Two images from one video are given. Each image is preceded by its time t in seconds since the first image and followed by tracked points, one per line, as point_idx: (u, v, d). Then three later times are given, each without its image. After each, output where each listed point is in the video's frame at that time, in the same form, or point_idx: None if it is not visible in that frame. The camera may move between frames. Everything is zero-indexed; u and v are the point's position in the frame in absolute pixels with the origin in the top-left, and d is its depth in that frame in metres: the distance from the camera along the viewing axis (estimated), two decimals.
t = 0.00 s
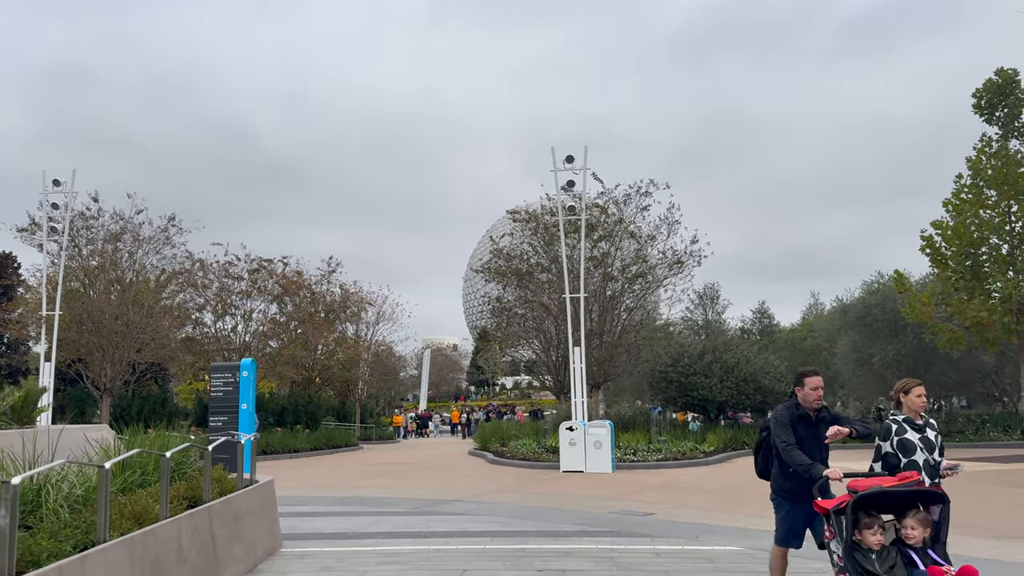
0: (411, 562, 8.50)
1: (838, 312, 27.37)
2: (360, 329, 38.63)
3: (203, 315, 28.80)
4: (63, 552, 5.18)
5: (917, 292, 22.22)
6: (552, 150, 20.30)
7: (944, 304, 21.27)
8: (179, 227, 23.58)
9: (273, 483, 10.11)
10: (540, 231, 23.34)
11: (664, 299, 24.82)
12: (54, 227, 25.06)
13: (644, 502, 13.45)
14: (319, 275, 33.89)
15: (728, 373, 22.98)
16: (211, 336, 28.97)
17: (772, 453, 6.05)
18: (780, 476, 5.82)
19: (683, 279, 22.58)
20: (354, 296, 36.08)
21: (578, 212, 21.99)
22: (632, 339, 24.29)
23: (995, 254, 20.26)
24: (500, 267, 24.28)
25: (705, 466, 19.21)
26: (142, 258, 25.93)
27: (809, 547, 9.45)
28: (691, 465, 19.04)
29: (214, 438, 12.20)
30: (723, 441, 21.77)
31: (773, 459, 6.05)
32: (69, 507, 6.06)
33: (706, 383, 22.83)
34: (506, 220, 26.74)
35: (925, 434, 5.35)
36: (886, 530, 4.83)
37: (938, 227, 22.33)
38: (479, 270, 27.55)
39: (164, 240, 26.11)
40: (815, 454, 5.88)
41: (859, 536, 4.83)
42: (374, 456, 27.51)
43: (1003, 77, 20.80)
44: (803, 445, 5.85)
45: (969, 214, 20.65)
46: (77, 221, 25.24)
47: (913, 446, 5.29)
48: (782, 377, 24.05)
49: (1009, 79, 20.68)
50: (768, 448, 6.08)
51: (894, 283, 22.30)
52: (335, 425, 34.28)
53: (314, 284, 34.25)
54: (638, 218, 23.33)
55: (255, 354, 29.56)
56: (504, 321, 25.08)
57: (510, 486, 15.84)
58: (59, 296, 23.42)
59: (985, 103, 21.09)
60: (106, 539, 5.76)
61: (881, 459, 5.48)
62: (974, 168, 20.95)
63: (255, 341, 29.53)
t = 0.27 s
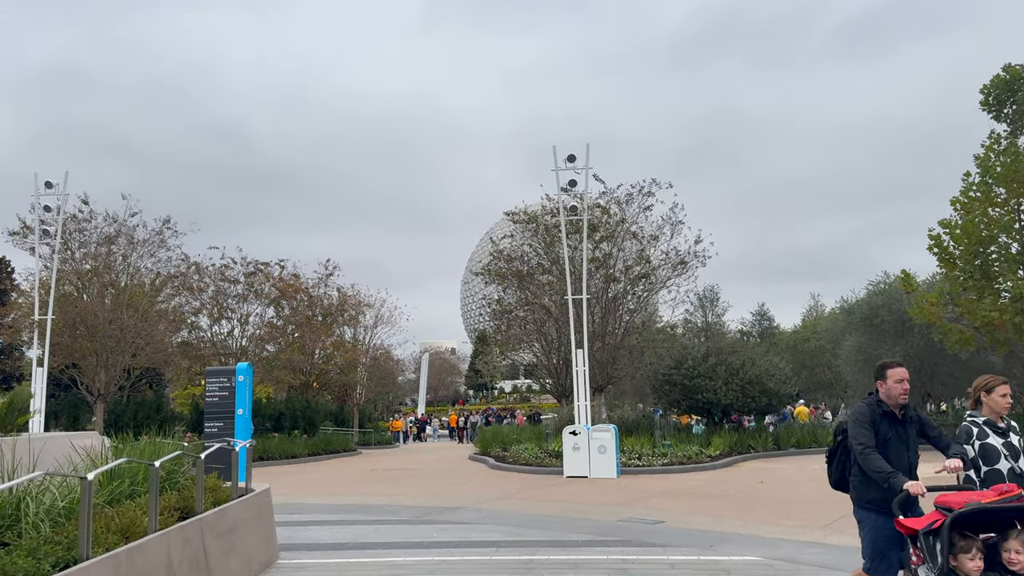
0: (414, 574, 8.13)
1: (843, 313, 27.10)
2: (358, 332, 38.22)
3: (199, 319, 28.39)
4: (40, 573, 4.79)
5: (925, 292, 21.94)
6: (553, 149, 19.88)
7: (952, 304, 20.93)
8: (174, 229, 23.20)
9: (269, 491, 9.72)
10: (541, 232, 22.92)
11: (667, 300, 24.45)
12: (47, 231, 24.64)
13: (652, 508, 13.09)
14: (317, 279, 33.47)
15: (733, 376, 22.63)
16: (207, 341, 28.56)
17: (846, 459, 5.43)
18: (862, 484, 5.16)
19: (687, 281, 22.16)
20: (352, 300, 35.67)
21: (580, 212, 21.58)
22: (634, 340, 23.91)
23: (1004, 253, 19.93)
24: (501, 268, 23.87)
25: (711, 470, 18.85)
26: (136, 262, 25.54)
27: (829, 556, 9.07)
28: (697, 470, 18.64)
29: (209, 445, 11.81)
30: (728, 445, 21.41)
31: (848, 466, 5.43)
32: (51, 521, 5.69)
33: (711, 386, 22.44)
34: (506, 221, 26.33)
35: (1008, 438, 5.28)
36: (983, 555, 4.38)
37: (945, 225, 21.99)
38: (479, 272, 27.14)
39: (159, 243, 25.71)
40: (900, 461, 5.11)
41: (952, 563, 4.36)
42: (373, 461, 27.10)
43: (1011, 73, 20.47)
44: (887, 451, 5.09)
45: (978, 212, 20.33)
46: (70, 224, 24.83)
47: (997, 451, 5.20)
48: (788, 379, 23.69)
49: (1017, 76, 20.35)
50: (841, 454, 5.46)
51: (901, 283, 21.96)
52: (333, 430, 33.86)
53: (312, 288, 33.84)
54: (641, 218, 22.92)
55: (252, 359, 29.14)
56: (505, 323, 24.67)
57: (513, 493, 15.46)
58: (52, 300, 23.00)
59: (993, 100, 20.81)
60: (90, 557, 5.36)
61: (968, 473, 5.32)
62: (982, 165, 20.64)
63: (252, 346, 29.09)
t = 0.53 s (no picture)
0: None
1: (843, 313, 26.81)
2: (351, 334, 37.76)
3: (189, 321, 27.90)
4: None
5: (928, 291, 21.65)
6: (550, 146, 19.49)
7: (955, 303, 20.64)
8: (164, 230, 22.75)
9: (262, 498, 9.33)
10: (538, 231, 22.50)
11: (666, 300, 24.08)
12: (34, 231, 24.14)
13: (656, 512, 12.72)
14: (310, 280, 33.03)
15: (733, 376, 22.28)
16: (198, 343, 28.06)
17: (933, 469, 4.67)
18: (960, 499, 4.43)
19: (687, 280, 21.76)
20: (345, 301, 35.22)
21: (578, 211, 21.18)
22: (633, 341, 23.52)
23: (1007, 250, 19.65)
24: (497, 268, 23.45)
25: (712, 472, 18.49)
26: (125, 263, 25.04)
27: (846, 562, 8.73)
28: (698, 472, 18.30)
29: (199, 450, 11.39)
30: (729, 446, 21.05)
31: (935, 477, 4.67)
32: (26, 534, 5.30)
33: (710, 387, 22.14)
34: (502, 220, 25.91)
35: None
36: None
37: (947, 223, 21.70)
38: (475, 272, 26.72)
39: (148, 244, 25.24)
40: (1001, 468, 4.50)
41: None
42: (367, 465, 26.66)
43: (1012, 69, 20.21)
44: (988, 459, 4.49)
45: (980, 210, 20.06)
46: (57, 224, 24.33)
47: None
48: (788, 379, 23.35)
49: (1019, 71, 20.09)
50: (926, 463, 4.68)
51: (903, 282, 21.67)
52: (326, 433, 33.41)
53: (304, 290, 33.38)
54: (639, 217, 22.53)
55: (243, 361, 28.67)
56: (501, 324, 24.25)
57: (512, 497, 15.07)
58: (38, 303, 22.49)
59: (995, 96, 20.52)
60: (68, 573, 4.95)
61: None
62: (984, 162, 20.37)
63: (244, 348, 28.60)
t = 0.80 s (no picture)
0: None
1: (835, 313, 26.57)
2: (338, 336, 37.25)
3: (172, 322, 27.31)
4: None
5: (923, 291, 21.45)
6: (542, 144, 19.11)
7: (952, 303, 20.39)
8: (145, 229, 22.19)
9: (246, 507, 8.89)
10: (530, 230, 22.10)
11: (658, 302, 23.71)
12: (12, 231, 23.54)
13: (655, 518, 12.37)
14: (296, 281, 32.49)
15: (727, 378, 21.97)
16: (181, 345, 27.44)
17: None
18: None
19: (681, 280, 21.39)
20: (333, 303, 34.69)
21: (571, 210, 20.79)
22: (625, 342, 23.15)
23: (1004, 250, 19.44)
24: (487, 268, 23.06)
25: (708, 476, 18.16)
26: (107, 263, 24.44)
27: (857, 572, 8.40)
28: (694, 476, 17.97)
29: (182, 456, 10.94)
30: (724, 449, 20.72)
31: None
32: None
33: (704, 389, 21.83)
34: (494, 220, 25.56)
35: None
36: None
37: (942, 223, 21.50)
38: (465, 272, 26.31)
39: (130, 243, 24.67)
40: None
41: None
42: (355, 469, 26.19)
43: (1008, 68, 19.98)
44: None
45: (977, 210, 19.83)
46: (36, 223, 23.74)
47: None
48: (783, 380, 23.07)
49: (1015, 70, 19.86)
50: None
51: (899, 282, 21.45)
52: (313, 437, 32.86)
53: (290, 291, 32.84)
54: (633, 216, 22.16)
55: (227, 364, 28.09)
56: (492, 325, 23.85)
57: (505, 503, 14.69)
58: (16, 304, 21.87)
59: (991, 95, 20.30)
60: None
61: None
62: (979, 162, 20.17)
63: (230, 351, 28.02)
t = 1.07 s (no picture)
0: None
1: (823, 310, 26.38)
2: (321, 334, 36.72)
3: (150, 319, 26.72)
4: None
5: (913, 286, 21.25)
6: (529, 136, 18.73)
7: (942, 299, 20.24)
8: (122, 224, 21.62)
9: (222, 507, 8.46)
10: (516, 225, 21.73)
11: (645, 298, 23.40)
12: None
13: (647, 517, 12.05)
14: (277, 277, 31.93)
15: (715, 374, 21.70)
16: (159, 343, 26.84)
17: None
18: None
19: (669, 276, 21.10)
20: (315, 300, 34.16)
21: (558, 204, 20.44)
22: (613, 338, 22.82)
23: (994, 245, 19.30)
24: (473, 263, 22.66)
25: (697, 473, 17.87)
26: (82, 258, 23.84)
27: (861, 572, 8.10)
28: (684, 473, 17.67)
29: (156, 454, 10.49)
30: (713, 447, 20.45)
31: None
32: None
33: (692, 385, 21.57)
34: (479, 215, 25.18)
35: None
36: None
37: (931, 217, 21.33)
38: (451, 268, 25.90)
39: (106, 238, 24.08)
40: None
41: None
42: (337, 468, 25.72)
43: (998, 61, 19.84)
44: None
45: (966, 204, 19.68)
46: (9, 217, 23.10)
47: None
48: (772, 377, 22.85)
49: (1005, 63, 19.72)
50: None
51: (889, 278, 21.28)
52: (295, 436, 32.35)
53: (271, 287, 32.29)
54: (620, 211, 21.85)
55: (207, 361, 27.53)
56: (478, 321, 23.46)
57: (492, 502, 14.31)
58: None
59: (981, 89, 20.15)
60: None
61: None
62: (970, 156, 20.01)
63: (209, 348, 27.51)
